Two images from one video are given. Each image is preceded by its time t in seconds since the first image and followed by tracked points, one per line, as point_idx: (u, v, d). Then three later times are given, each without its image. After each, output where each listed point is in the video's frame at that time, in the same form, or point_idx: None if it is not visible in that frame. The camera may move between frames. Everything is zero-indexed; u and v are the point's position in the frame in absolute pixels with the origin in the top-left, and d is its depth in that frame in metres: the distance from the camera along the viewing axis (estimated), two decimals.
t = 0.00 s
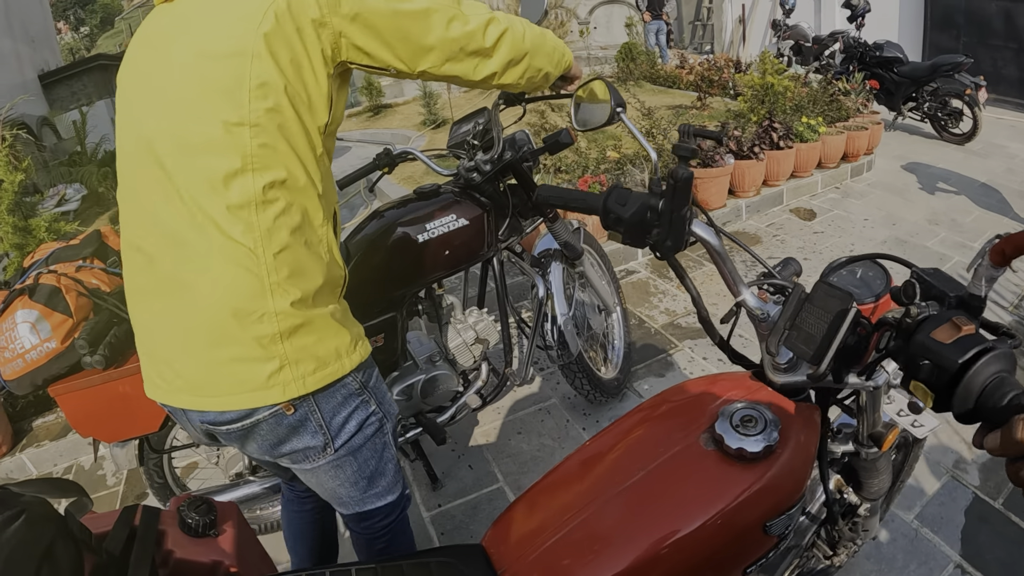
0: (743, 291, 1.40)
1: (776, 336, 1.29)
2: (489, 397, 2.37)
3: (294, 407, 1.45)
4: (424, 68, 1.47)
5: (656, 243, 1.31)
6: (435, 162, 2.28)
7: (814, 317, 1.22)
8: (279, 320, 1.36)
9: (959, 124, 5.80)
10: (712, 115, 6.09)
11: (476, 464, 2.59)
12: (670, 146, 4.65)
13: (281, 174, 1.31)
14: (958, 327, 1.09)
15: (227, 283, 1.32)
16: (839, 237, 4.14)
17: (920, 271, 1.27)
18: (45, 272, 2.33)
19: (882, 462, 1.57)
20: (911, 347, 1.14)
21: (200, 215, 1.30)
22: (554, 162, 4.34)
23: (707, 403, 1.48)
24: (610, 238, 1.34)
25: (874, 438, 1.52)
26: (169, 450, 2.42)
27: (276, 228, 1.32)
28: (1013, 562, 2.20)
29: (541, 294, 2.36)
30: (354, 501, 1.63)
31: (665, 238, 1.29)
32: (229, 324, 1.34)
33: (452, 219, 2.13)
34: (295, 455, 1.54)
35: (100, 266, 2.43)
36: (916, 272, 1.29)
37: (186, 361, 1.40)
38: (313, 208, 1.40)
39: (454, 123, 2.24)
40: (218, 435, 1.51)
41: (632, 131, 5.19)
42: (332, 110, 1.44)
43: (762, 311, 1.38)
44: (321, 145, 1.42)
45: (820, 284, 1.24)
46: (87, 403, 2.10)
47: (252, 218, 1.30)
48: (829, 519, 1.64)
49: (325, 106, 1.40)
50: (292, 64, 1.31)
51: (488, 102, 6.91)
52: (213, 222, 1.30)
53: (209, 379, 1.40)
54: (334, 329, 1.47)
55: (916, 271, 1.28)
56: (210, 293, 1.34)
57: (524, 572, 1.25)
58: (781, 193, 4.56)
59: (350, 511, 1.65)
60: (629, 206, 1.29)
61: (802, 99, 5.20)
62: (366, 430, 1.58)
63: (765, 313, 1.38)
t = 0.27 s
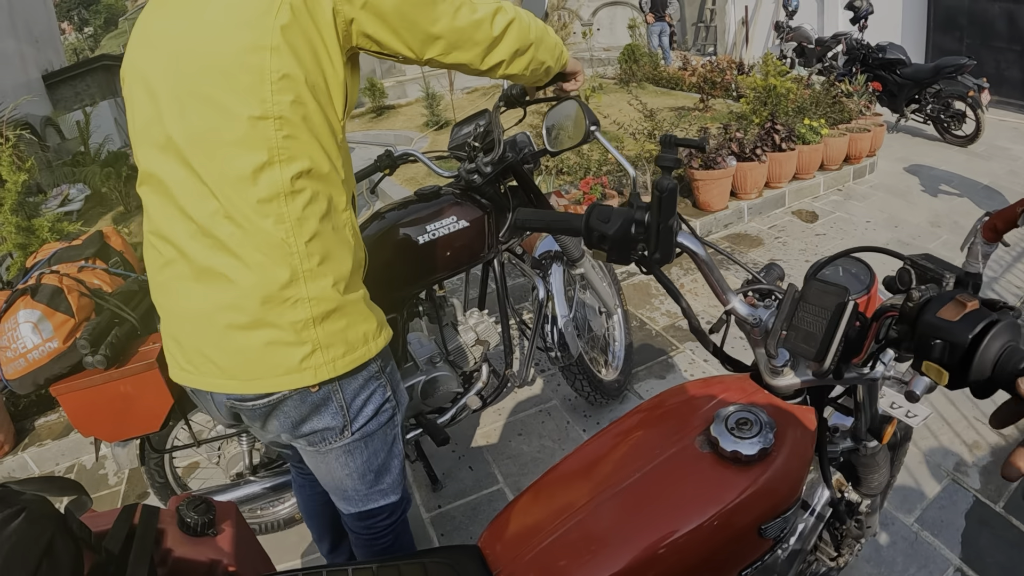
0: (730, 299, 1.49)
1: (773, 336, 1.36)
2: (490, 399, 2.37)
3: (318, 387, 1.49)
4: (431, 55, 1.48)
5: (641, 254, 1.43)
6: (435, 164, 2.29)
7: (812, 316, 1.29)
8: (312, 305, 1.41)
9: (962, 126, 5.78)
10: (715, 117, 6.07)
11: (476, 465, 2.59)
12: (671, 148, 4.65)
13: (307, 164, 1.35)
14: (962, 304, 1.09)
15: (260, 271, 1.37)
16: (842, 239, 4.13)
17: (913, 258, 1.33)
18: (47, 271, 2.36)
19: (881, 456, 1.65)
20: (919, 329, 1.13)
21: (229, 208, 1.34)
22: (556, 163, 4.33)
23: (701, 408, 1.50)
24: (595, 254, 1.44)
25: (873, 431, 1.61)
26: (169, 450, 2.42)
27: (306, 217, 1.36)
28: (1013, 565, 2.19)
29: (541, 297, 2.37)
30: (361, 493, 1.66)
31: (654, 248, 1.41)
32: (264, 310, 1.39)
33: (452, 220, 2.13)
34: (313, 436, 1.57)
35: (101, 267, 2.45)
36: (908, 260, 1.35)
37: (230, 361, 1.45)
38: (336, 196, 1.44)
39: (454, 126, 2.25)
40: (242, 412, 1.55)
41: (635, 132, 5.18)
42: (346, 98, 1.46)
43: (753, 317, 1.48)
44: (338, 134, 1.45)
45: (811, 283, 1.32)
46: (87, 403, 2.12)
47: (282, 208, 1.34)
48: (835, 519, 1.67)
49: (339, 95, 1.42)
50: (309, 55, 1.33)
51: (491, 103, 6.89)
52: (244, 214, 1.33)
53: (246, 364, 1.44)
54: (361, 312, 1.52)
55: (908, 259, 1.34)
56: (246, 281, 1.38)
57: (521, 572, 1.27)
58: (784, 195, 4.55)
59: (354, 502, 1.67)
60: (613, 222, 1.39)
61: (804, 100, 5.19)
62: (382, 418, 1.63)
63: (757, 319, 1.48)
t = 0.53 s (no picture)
0: (725, 304, 1.53)
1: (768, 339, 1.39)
2: (490, 400, 2.37)
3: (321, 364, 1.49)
4: (414, 55, 1.45)
5: (634, 261, 1.47)
6: (436, 165, 2.29)
7: (806, 318, 1.31)
8: (318, 290, 1.43)
9: (965, 128, 5.76)
10: (718, 119, 6.07)
11: (476, 466, 2.59)
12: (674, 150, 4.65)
13: (308, 160, 1.36)
14: (956, 303, 1.11)
15: (267, 263, 1.38)
16: (844, 242, 4.12)
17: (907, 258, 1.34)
18: (49, 271, 2.38)
19: (878, 459, 1.64)
20: (914, 328, 1.15)
21: (234, 205, 1.35)
22: (558, 165, 4.34)
23: (694, 411, 1.50)
24: (589, 260, 1.50)
25: (871, 432, 1.59)
26: (170, 449, 2.43)
27: (309, 211, 1.38)
28: (1013, 570, 2.18)
29: (541, 300, 2.36)
30: (355, 479, 1.66)
31: (647, 253, 1.42)
32: (273, 295, 1.40)
33: (452, 223, 2.13)
34: (314, 414, 1.57)
35: (104, 267, 2.47)
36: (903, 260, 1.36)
37: (256, 346, 1.45)
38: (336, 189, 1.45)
39: (455, 127, 2.24)
40: (247, 386, 1.54)
41: (638, 134, 5.18)
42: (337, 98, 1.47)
43: (747, 321, 1.53)
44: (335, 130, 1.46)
45: (805, 285, 1.34)
46: (87, 402, 2.13)
47: (287, 206, 1.35)
48: (835, 522, 1.68)
49: (333, 93, 1.43)
50: (303, 57, 1.34)
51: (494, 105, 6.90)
52: (250, 210, 1.35)
53: (259, 346, 1.45)
54: (366, 296, 1.53)
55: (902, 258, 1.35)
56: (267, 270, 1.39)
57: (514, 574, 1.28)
58: (786, 198, 4.54)
59: (345, 489, 1.67)
60: (605, 227, 1.44)
61: (807, 102, 5.18)
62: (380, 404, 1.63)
63: (751, 323, 1.53)
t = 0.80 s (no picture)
0: (728, 305, 1.52)
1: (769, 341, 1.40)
2: (496, 399, 2.37)
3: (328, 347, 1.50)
4: (409, 56, 1.46)
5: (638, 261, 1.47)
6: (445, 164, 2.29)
7: (807, 320, 1.33)
8: (318, 280, 1.43)
9: (976, 132, 5.72)
10: (728, 121, 6.05)
11: (480, 466, 2.59)
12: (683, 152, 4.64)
13: (307, 156, 1.37)
14: (957, 306, 1.13)
15: (269, 256, 1.39)
16: (853, 245, 4.10)
17: (908, 260, 1.37)
18: (59, 266, 2.40)
19: (880, 462, 1.62)
20: (914, 330, 1.16)
21: (236, 201, 1.37)
22: (567, 166, 4.34)
23: (693, 413, 1.51)
24: (592, 260, 1.50)
25: (874, 436, 1.58)
26: (176, 445, 2.44)
27: (308, 205, 1.38)
28: None
29: (547, 301, 2.36)
30: (370, 455, 1.69)
31: (650, 255, 1.42)
32: (274, 285, 1.42)
33: (458, 222, 2.13)
34: (323, 397, 1.58)
35: (113, 263, 2.48)
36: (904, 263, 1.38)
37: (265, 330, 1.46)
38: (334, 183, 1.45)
39: (464, 127, 2.22)
40: (257, 369, 1.55)
41: (647, 135, 5.17)
42: (335, 96, 1.48)
43: (749, 323, 1.53)
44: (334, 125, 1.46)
45: (807, 287, 1.36)
46: (94, 395, 2.14)
47: (287, 200, 1.37)
48: (837, 527, 1.68)
49: (330, 88, 1.42)
50: (300, 57, 1.34)
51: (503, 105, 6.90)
52: (250, 205, 1.36)
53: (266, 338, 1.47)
54: (366, 285, 1.53)
55: (903, 261, 1.38)
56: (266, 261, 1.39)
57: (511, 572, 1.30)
58: (795, 201, 4.53)
59: (362, 463, 1.71)
60: (609, 228, 1.45)
61: (817, 106, 5.16)
62: (387, 382, 1.63)
63: (754, 325, 1.53)
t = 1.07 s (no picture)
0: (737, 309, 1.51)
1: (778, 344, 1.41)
2: (505, 397, 2.39)
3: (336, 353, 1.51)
4: (431, 64, 1.46)
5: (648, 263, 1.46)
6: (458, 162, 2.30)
7: (815, 324, 1.34)
8: (327, 284, 1.43)
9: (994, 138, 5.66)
10: (743, 123, 6.02)
11: (488, 464, 2.60)
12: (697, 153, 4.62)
13: (323, 155, 1.37)
14: (965, 313, 1.13)
15: (278, 255, 1.40)
16: (866, 250, 4.07)
17: (917, 265, 1.37)
18: (74, 259, 2.43)
19: (887, 468, 1.62)
20: (921, 336, 1.17)
21: (249, 199, 1.38)
22: (580, 166, 4.34)
23: (699, 416, 1.51)
24: (603, 262, 1.50)
25: (881, 443, 1.57)
26: (187, 437, 2.47)
27: (322, 206, 1.38)
28: None
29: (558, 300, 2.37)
30: (380, 456, 1.70)
31: (659, 258, 1.41)
32: (282, 287, 1.42)
33: (471, 221, 2.14)
34: (334, 400, 1.60)
35: (127, 256, 2.51)
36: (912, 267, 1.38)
37: (279, 334, 1.47)
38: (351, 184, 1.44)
39: (479, 126, 2.27)
40: (269, 372, 1.57)
41: (661, 136, 5.15)
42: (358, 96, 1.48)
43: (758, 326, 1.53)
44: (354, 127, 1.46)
45: (816, 292, 1.37)
46: (107, 386, 2.17)
47: (302, 202, 1.36)
48: (842, 533, 1.67)
49: (352, 88, 1.43)
50: (322, 58, 1.35)
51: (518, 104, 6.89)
52: (263, 204, 1.37)
53: (277, 345, 1.48)
54: (377, 291, 1.53)
55: (912, 266, 1.38)
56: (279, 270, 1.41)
57: (513, 570, 1.30)
58: (810, 204, 4.50)
59: (373, 463, 1.72)
60: (617, 230, 1.45)
61: (833, 108, 5.12)
62: (397, 385, 1.65)
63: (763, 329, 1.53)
